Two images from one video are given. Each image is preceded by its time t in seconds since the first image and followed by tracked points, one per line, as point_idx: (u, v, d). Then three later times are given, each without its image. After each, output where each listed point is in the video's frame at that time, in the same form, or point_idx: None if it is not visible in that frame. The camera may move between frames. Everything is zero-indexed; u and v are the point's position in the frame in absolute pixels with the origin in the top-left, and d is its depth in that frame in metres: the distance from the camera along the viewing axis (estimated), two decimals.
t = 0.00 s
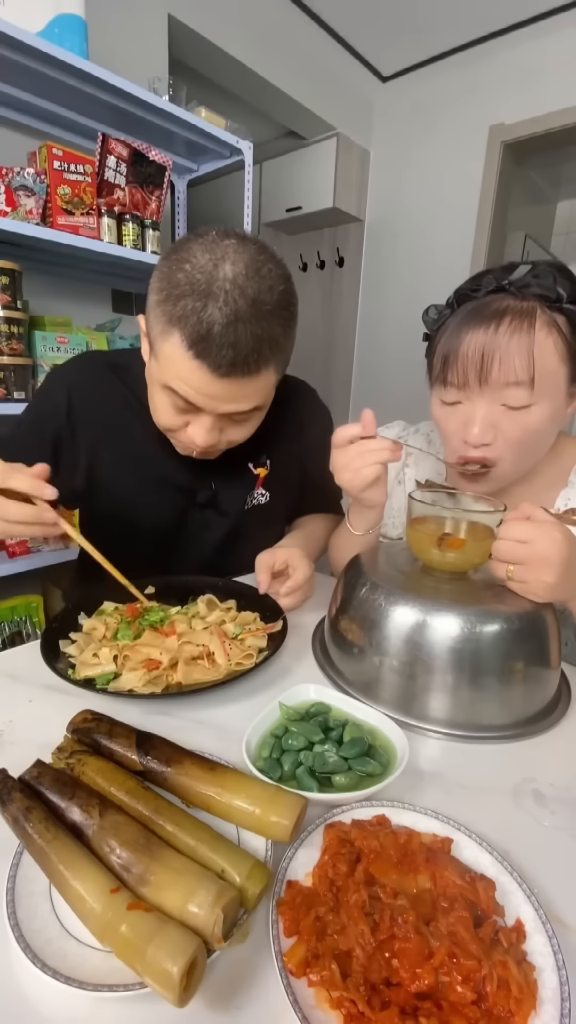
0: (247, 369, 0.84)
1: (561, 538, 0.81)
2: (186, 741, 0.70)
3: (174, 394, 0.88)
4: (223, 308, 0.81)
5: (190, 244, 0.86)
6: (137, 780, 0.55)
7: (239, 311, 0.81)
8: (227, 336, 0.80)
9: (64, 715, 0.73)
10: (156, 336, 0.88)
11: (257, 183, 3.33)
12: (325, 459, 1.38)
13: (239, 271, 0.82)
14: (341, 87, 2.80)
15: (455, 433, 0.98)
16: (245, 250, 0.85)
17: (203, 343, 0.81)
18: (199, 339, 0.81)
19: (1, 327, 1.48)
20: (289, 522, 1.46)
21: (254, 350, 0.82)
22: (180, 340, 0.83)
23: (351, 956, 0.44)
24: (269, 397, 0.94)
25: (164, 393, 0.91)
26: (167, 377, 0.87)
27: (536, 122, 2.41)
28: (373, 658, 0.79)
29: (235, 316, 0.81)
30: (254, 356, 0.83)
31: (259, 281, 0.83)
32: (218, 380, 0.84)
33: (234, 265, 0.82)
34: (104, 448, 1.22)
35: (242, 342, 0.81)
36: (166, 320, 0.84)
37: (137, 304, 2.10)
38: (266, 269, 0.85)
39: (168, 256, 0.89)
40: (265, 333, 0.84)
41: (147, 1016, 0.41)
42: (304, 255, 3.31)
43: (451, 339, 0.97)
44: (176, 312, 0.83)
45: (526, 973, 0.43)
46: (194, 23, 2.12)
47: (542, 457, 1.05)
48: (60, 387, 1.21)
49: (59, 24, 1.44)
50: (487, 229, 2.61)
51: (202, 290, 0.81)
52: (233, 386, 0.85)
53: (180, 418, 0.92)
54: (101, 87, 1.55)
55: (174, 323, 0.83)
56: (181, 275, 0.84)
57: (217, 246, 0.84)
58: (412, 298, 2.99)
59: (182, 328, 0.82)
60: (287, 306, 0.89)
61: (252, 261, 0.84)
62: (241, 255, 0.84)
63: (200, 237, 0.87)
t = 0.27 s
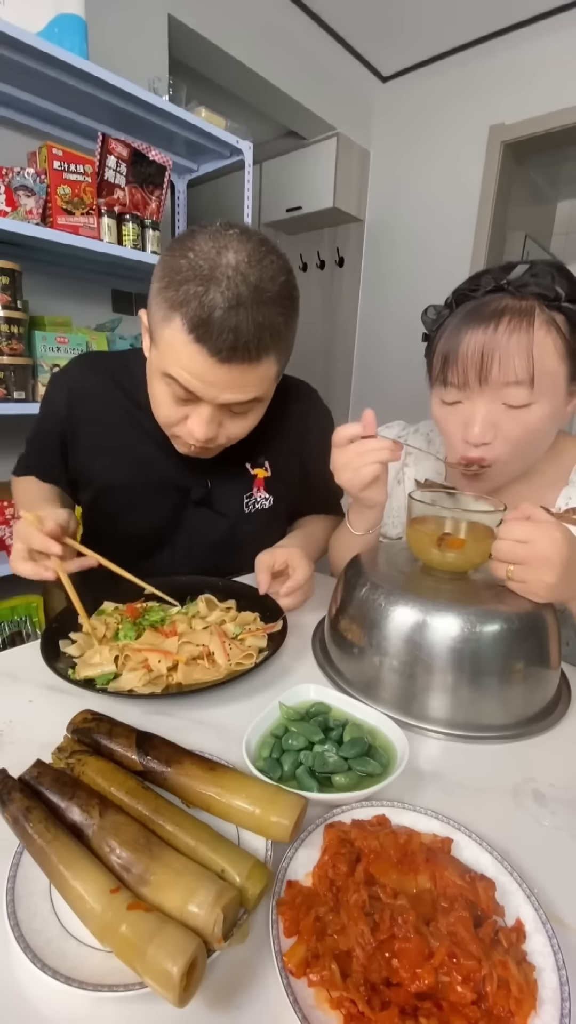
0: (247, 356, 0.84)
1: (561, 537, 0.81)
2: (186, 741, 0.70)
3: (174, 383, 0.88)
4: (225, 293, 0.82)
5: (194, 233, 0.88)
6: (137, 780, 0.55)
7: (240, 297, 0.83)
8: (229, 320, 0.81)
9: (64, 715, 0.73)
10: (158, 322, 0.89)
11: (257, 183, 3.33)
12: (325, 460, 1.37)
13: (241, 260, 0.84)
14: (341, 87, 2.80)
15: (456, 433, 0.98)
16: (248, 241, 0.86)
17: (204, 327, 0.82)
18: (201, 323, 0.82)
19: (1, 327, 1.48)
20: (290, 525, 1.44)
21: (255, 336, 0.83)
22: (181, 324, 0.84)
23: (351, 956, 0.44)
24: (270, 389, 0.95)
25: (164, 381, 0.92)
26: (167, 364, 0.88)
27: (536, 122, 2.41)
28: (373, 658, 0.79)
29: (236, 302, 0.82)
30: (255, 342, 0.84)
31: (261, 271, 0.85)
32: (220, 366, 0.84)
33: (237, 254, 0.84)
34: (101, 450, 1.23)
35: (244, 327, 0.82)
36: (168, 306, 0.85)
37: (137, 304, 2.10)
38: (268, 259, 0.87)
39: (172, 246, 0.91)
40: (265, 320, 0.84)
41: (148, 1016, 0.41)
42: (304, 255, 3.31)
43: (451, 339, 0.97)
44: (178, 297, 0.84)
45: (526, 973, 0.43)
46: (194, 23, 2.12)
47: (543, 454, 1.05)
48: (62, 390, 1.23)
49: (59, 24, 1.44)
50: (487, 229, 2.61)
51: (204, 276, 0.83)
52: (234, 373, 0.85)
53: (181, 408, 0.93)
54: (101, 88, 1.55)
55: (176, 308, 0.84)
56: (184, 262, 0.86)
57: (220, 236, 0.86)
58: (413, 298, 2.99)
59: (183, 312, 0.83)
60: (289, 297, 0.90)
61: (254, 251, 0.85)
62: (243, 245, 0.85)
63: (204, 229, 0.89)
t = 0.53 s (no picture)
0: (263, 346, 0.86)
1: (560, 537, 0.81)
2: (186, 741, 0.70)
3: (187, 374, 0.89)
4: (243, 285, 0.85)
5: (211, 231, 0.91)
6: (137, 780, 0.55)
7: (258, 290, 0.86)
8: (247, 310, 0.84)
9: (64, 715, 0.73)
10: (173, 313, 0.90)
11: (257, 183, 3.33)
12: (321, 459, 1.39)
13: (258, 256, 0.88)
14: (341, 87, 2.79)
15: (460, 418, 0.98)
16: (264, 240, 0.91)
17: (223, 316, 0.84)
18: (220, 312, 0.84)
19: (1, 327, 1.48)
20: (288, 523, 1.45)
21: (272, 328, 0.86)
22: (200, 313, 0.86)
23: (351, 956, 0.44)
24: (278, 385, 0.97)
25: (174, 373, 0.92)
26: (179, 353, 0.89)
27: (536, 122, 2.41)
28: (373, 658, 0.79)
29: (255, 293, 0.86)
30: (271, 334, 0.86)
31: (276, 267, 0.89)
32: (237, 357, 0.85)
33: (254, 251, 0.88)
34: (107, 451, 1.21)
35: (261, 319, 0.85)
36: (186, 296, 0.88)
37: (137, 304, 2.10)
38: (282, 258, 0.91)
39: (187, 243, 0.93)
40: (280, 314, 0.88)
41: (147, 1016, 0.41)
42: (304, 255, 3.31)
43: (456, 326, 0.97)
44: (197, 287, 0.86)
45: (526, 973, 0.43)
46: (194, 23, 2.12)
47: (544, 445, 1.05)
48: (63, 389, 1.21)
49: (59, 24, 1.44)
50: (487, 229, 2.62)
51: (224, 268, 0.86)
52: (250, 365, 0.87)
53: (190, 402, 0.93)
54: (101, 87, 1.55)
55: (194, 298, 0.86)
56: (203, 255, 0.88)
57: (237, 234, 0.90)
58: (413, 298, 2.99)
59: (203, 302, 0.85)
60: (299, 295, 0.94)
61: (270, 249, 0.90)
62: (260, 243, 0.90)
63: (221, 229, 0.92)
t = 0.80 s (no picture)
0: (274, 336, 0.87)
1: (560, 537, 0.81)
2: (186, 741, 0.70)
3: (197, 364, 0.88)
4: (256, 276, 0.86)
5: (222, 224, 0.91)
6: (137, 780, 0.55)
7: (270, 282, 0.87)
8: (259, 301, 0.85)
9: (63, 715, 0.73)
10: (184, 303, 0.90)
11: (257, 183, 3.33)
12: (323, 460, 1.39)
13: (270, 249, 0.89)
14: (341, 87, 2.79)
15: (484, 389, 0.98)
16: (275, 234, 0.91)
17: (236, 306, 0.84)
18: (233, 303, 0.84)
19: (1, 327, 1.48)
20: (288, 524, 1.45)
21: (282, 320, 0.87)
22: (213, 302, 0.85)
23: (351, 956, 0.44)
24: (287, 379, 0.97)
25: (185, 363, 0.91)
26: (191, 342, 0.88)
27: (537, 122, 2.41)
28: (373, 659, 0.79)
29: (267, 285, 0.86)
30: (281, 327, 0.87)
31: (286, 261, 0.90)
32: (248, 347, 0.85)
33: (266, 244, 0.89)
34: (110, 447, 1.22)
35: (272, 311, 0.86)
36: (198, 286, 0.88)
37: (137, 304, 2.10)
38: (292, 252, 0.92)
39: (199, 234, 0.93)
40: (291, 306, 0.89)
41: (147, 1016, 0.41)
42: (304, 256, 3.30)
43: (484, 297, 0.97)
44: (209, 277, 0.87)
45: (526, 973, 0.43)
46: (194, 23, 2.12)
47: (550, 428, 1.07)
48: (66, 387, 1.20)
49: (59, 24, 1.44)
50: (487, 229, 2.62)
51: (236, 259, 0.87)
52: (261, 357, 0.87)
53: (199, 395, 0.93)
54: (101, 87, 1.55)
55: (207, 288, 0.86)
56: (216, 246, 0.89)
57: (248, 227, 0.90)
58: (413, 298, 2.99)
59: (215, 291, 0.85)
60: (308, 290, 0.95)
61: (280, 243, 0.91)
62: (271, 237, 0.90)
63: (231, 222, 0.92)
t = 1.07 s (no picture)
0: (273, 349, 0.87)
1: (560, 538, 0.81)
2: (186, 741, 0.70)
3: (196, 376, 0.89)
4: (254, 289, 0.85)
5: (221, 232, 0.91)
6: (137, 780, 0.55)
7: (269, 294, 0.86)
8: (257, 314, 0.84)
9: (63, 714, 0.73)
10: (182, 314, 0.90)
11: (257, 183, 3.33)
12: (324, 462, 1.39)
13: (270, 259, 0.88)
14: (341, 86, 2.79)
15: (499, 375, 0.97)
16: (274, 242, 0.90)
17: (234, 320, 0.84)
18: (230, 317, 0.84)
19: (1, 327, 1.48)
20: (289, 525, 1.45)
21: (281, 332, 0.86)
22: (211, 316, 0.85)
23: (351, 956, 0.44)
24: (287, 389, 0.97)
25: (184, 374, 0.92)
26: (189, 356, 0.89)
27: (537, 122, 2.41)
28: (373, 659, 0.79)
29: (265, 298, 0.86)
30: (280, 338, 0.87)
31: (286, 271, 0.89)
32: (246, 360, 0.85)
33: (266, 254, 0.88)
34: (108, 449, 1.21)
35: (271, 323, 0.85)
36: (196, 298, 0.88)
37: (137, 304, 2.10)
38: (292, 260, 0.91)
39: (199, 241, 0.92)
40: (291, 317, 0.88)
41: (147, 1016, 0.41)
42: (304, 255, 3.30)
43: (502, 285, 0.97)
44: (207, 290, 0.86)
45: (526, 973, 0.43)
46: (194, 23, 2.12)
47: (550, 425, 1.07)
48: (66, 389, 1.21)
49: (59, 24, 1.44)
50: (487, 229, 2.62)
51: (234, 270, 0.86)
52: (260, 368, 0.87)
53: (197, 406, 0.94)
54: (101, 88, 1.55)
55: (205, 301, 0.86)
56: (214, 257, 0.88)
57: (247, 236, 0.89)
58: (414, 298, 2.99)
59: (213, 305, 0.85)
60: (309, 297, 0.94)
61: (280, 252, 0.89)
62: (271, 246, 0.89)
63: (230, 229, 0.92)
